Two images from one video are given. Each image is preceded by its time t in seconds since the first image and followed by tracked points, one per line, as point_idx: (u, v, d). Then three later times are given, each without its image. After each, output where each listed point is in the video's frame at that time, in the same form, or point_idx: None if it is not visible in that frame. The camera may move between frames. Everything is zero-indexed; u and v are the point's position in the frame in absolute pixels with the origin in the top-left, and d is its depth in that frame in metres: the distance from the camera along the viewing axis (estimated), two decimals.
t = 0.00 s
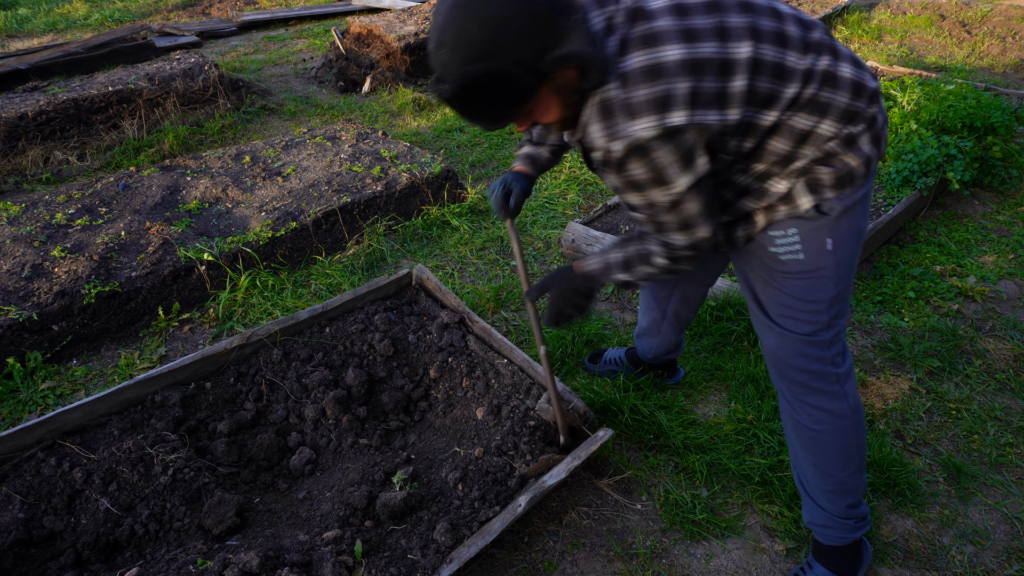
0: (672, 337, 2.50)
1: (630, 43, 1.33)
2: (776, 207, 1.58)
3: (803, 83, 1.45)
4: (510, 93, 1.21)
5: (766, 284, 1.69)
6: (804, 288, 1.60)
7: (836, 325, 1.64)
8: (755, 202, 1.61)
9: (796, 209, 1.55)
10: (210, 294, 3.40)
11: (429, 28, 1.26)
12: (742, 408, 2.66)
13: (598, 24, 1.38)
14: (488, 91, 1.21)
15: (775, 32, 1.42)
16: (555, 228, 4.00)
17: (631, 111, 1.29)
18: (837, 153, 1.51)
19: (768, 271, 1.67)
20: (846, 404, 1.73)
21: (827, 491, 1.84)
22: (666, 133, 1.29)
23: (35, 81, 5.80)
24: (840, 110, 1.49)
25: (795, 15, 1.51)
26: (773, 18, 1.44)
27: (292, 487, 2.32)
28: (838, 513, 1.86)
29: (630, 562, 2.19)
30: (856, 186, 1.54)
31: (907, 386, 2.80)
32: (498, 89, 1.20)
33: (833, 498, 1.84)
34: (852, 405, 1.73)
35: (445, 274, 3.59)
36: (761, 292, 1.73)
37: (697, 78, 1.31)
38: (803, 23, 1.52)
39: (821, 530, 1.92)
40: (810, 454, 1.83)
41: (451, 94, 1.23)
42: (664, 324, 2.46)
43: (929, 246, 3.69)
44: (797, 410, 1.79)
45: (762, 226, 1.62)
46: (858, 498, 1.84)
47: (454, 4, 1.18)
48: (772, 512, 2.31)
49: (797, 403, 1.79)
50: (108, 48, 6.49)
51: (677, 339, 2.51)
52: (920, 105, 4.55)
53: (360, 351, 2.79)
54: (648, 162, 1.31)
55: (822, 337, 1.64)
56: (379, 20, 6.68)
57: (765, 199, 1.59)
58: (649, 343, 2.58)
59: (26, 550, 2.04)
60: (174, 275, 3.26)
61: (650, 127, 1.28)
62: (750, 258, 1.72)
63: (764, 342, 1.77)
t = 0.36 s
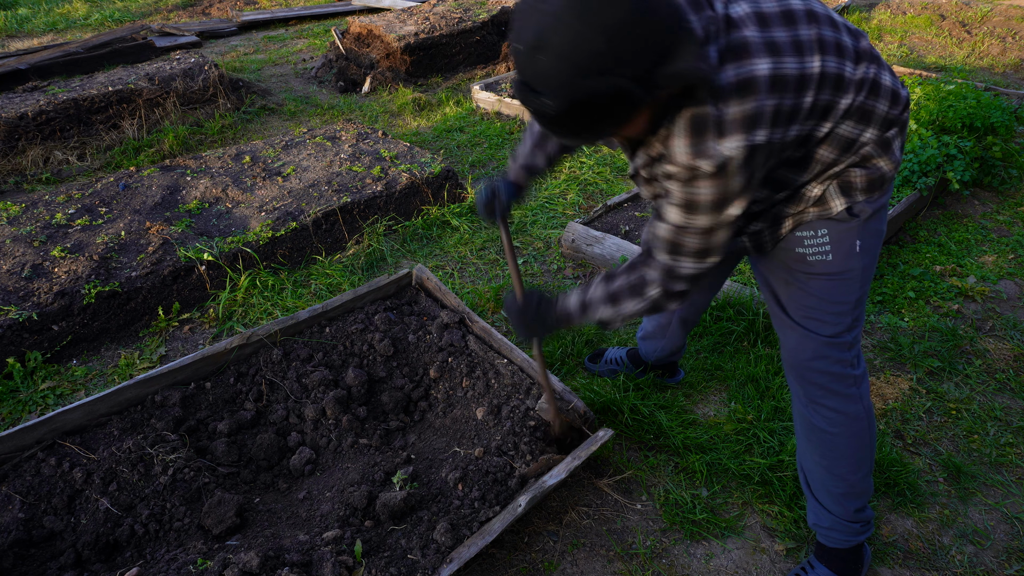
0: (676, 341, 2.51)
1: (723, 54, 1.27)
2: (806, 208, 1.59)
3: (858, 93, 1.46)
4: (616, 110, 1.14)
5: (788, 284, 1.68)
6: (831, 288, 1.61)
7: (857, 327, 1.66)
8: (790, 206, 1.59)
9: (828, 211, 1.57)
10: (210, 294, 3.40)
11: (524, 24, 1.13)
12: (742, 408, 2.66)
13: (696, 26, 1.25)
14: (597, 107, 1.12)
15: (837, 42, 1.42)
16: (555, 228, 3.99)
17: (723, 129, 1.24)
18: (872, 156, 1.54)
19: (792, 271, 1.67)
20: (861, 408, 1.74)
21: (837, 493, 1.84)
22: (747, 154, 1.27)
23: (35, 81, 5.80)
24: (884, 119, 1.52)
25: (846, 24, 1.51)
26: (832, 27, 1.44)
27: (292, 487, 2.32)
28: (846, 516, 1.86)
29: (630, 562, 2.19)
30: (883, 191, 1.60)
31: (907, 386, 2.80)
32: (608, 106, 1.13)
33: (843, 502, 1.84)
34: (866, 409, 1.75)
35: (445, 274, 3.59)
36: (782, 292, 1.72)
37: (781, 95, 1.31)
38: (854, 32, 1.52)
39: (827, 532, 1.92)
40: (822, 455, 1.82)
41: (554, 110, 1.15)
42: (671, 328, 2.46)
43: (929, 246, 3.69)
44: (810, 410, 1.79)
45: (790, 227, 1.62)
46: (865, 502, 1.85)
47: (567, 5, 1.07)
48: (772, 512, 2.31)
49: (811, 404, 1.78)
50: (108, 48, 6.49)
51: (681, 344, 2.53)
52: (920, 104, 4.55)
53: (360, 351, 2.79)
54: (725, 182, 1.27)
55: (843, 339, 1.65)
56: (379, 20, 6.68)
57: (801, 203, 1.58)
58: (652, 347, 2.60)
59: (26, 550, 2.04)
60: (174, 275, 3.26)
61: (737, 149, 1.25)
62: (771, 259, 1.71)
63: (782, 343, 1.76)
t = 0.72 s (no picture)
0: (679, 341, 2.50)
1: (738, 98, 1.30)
2: (813, 208, 1.60)
3: (857, 113, 1.50)
4: (646, 171, 1.19)
5: (794, 280, 1.69)
6: (838, 285, 1.61)
7: (862, 325, 1.66)
8: (796, 207, 1.60)
9: (834, 209, 1.58)
10: (210, 294, 3.40)
11: (553, 91, 1.13)
12: (742, 408, 2.66)
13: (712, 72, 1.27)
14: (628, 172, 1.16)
15: (838, 68, 1.44)
16: (555, 228, 3.99)
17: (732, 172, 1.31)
18: (876, 158, 1.57)
19: (799, 268, 1.67)
20: (863, 406, 1.74)
21: (839, 492, 1.84)
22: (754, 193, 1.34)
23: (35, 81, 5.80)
24: (884, 131, 1.55)
25: (849, 41, 1.50)
26: (835, 52, 1.44)
27: (292, 487, 2.32)
28: (846, 515, 1.86)
29: (630, 562, 2.19)
30: (889, 190, 1.62)
31: (907, 386, 2.80)
32: (638, 170, 1.17)
33: (845, 501, 1.84)
34: (869, 406, 1.75)
35: (445, 274, 3.59)
36: (787, 289, 1.72)
37: (784, 128, 1.37)
38: (857, 48, 1.51)
39: (827, 531, 1.91)
40: (825, 453, 1.82)
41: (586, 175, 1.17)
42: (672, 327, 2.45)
43: (929, 246, 3.69)
44: (814, 407, 1.79)
45: (797, 226, 1.63)
46: (866, 501, 1.85)
47: (600, 76, 1.07)
48: (771, 512, 2.31)
49: (815, 401, 1.78)
50: (108, 48, 6.49)
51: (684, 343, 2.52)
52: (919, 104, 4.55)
53: (360, 351, 2.79)
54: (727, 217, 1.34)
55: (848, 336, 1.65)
56: (379, 20, 6.68)
57: (806, 203, 1.59)
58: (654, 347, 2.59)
59: (25, 550, 2.04)
60: (174, 275, 3.26)
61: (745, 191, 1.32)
62: (777, 256, 1.72)
63: (788, 339, 1.77)
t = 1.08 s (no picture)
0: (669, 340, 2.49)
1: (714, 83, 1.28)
2: (799, 207, 1.61)
3: (842, 105, 1.47)
4: (630, 152, 1.18)
5: (782, 278, 1.69)
6: (826, 281, 1.62)
7: (853, 320, 1.66)
8: (782, 207, 1.61)
9: (820, 208, 1.59)
10: (210, 294, 3.40)
11: (538, 75, 1.15)
12: (741, 408, 2.66)
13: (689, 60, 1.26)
14: (610, 152, 1.16)
15: (819, 61, 1.42)
16: (555, 228, 3.99)
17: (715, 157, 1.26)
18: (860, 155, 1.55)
19: (786, 266, 1.67)
20: (858, 400, 1.74)
21: (837, 488, 1.84)
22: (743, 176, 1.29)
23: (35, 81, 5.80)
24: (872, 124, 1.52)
25: (830, 38, 1.49)
26: (815, 46, 1.43)
27: (292, 487, 2.32)
28: (845, 512, 1.85)
29: (630, 562, 2.19)
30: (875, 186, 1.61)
31: (907, 386, 2.80)
32: (622, 151, 1.17)
33: (843, 498, 1.84)
34: (863, 400, 1.75)
35: (445, 274, 3.59)
36: (776, 286, 1.73)
37: (765, 118, 1.34)
38: (838, 44, 1.50)
39: (826, 528, 1.91)
40: (820, 450, 1.82)
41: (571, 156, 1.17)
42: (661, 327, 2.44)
43: (929, 246, 3.69)
44: (808, 403, 1.79)
45: (785, 225, 1.64)
46: (864, 496, 1.85)
47: (581, 58, 1.09)
48: (771, 512, 2.31)
49: (809, 398, 1.78)
50: (108, 48, 6.49)
51: (675, 341, 2.51)
52: (920, 104, 4.55)
53: (360, 351, 2.79)
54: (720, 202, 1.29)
55: (838, 332, 1.66)
56: (379, 20, 6.68)
57: (793, 204, 1.60)
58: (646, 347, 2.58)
59: (25, 550, 2.04)
60: (174, 275, 3.26)
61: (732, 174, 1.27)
62: (765, 254, 1.72)
63: (779, 337, 1.77)
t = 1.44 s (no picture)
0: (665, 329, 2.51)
1: (632, 90, 1.34)
2: (764, 207, 1.64)
3: (781, 110, 1.49)
4: (541, 149, 1.25)
5: (758, 275, 1.73)
6: (796, 276, 1.63)
7: (828, 314, 1.66)
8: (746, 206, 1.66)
9: (783, 207, 1.61)
10: (210, 294, 3.40)
11: (462, 90, 1.28)
12: (741, 408, 2.66)
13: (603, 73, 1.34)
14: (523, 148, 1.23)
15: (750, 68, 1.46)
16: (554, 228, 3.99)
17: (623, 153, 1.31)
18: (818, 156, 1.56)
19: (762, 263, 1.70)
20: (842, 392, 1.74)
21: (825, 481, 1.84)
22: (652, 172, 1.31)
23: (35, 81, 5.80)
24: (820, 127, 1.53)
25: (771, 44, 1.52)
26: (750, 54, 1.47)
27: (292, 487, 2.32)
28: (837, 504, 1.86)
29: (630, 562, 2.19)
30: (841, 186, 1.58)
31: (907, 386, 2.80)
32: (532, 147, 1.24)
33: (830, 490, 1.85)
34: (848, 392, 1.75)
35: (444, 274, 3.59)
36: (755, 283, 1.75)
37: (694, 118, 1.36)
38: (781, 50, 1.52)
39: (820, 522, 1.92)
40: (807, 444, 1.83)
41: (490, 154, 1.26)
42: (657, 315, 2.46)
43: (929, 246, 3.69)
44: (792, 398, 1.80)
45: (756, 224, 1.68)
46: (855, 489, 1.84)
47: (489, 70, 1.19)
48: (771, 512, 2.31)
49: (793, 392, 1.79)
50: (108, 48, 6.49)
51: (671, 332, 2.52)
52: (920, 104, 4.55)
53: (360, 351, 2.79)
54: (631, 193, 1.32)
55: (813, 326, 1.66)
56: (379, 20, 6.67)
57: (754, 203, 1.64)
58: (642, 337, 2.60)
59: (25, 550, 2.04)
60: (174, 275, 3.26)
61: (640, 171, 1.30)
62: (744, 251, 1.75)
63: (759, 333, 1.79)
